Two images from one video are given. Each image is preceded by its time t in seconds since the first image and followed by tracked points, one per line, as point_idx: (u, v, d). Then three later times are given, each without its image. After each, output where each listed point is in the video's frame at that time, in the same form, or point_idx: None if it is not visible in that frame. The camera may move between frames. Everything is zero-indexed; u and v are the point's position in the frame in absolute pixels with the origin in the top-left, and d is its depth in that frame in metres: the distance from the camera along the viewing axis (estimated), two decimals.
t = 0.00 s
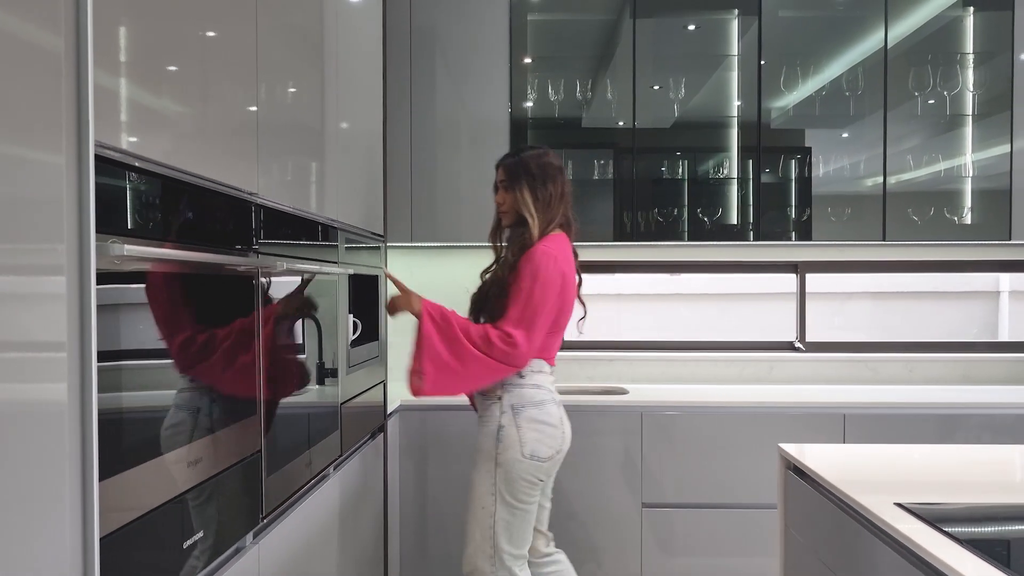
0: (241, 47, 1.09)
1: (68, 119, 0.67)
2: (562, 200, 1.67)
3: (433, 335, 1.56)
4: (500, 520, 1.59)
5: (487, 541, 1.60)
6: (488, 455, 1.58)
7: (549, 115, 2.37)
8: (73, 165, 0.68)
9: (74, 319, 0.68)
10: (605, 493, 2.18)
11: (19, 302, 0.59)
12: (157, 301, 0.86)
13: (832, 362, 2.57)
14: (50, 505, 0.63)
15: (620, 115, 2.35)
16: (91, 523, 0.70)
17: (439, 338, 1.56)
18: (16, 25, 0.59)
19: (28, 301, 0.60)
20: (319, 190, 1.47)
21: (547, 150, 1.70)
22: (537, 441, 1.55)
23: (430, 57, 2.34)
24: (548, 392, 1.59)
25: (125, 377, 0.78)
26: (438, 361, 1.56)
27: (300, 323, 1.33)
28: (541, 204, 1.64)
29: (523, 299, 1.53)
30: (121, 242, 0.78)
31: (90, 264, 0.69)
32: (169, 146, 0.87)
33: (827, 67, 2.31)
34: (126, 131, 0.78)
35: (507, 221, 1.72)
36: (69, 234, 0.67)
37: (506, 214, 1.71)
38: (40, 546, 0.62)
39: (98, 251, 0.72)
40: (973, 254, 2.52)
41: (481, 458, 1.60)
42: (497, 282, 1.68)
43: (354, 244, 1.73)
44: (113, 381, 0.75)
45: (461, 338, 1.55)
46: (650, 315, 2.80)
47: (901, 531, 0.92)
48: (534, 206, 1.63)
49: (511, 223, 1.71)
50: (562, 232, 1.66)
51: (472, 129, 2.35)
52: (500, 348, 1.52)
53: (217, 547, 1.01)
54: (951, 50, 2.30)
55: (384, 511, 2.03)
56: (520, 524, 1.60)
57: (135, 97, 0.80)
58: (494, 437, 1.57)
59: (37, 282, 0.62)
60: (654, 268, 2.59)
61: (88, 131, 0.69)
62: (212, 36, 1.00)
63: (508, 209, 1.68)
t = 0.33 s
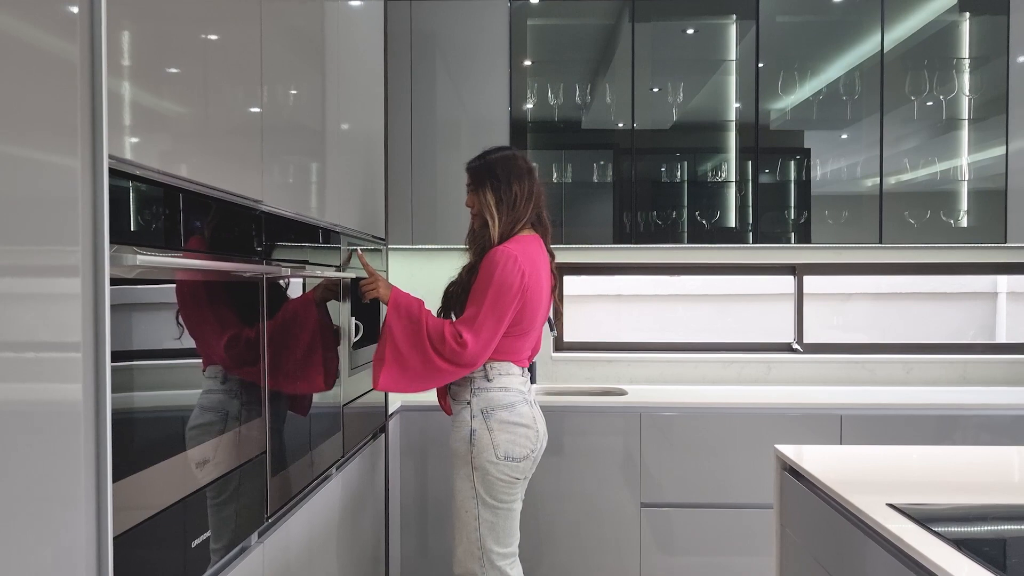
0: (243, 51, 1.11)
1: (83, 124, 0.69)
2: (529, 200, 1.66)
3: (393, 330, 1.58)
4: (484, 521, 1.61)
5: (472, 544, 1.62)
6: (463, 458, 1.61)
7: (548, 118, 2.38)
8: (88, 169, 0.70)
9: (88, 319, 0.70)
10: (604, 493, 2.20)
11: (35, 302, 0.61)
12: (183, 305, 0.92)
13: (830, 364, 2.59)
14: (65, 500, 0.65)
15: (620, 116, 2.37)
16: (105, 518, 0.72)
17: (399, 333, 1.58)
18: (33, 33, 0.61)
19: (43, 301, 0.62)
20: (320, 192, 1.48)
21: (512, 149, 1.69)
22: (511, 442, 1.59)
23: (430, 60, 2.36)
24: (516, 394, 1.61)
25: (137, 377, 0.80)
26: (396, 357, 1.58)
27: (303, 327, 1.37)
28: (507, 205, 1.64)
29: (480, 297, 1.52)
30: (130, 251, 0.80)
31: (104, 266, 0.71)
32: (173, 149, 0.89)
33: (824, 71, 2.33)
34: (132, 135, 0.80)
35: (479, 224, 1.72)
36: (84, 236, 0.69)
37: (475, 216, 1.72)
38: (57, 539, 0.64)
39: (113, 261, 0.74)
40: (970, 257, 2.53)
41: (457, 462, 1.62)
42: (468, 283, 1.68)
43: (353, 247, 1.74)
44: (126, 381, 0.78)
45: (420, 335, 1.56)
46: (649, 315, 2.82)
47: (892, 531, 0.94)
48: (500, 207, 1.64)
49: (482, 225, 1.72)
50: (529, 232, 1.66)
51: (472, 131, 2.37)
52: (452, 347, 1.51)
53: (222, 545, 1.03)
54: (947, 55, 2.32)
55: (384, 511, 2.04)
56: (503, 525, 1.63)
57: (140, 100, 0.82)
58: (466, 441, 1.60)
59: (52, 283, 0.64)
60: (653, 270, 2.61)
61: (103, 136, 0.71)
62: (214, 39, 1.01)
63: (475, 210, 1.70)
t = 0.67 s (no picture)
0: (245, 54, 1.12)
1: (98, 131, 0.71)
2: (515, 204, 1.67)
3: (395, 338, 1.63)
4: (485, 520, 1.63)
5: (474, 544, 1.64)
6: (461, 459, 1.62)
7: (547, 120, 2.40)
8: (103, 173, 0.72)
9: (102, 322, 0.72)
10: (603, 493, 2.21)
11: (47, 301, 0.63)
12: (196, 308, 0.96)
13: (827, 364, 2.61)
14: (74, 497, 0.67)
15: (619, 118, 2.39)
16: (119, 510, 0.74)
17: (402, 340, 1.62)
18: (49, 42, 0.64)
19: (55, 301, 0.64)
20: (321, 194, 1.49)
21: (495, 153, 1.69)
22: (510, 441, 1.61)
23: (430, 63, 2.37)
24: (512, 394, 1.64)
25: (147, 377, 0.82)
26: (400, 363, 1.62)
27: (306, 331, 1.39)
28: (492, 212, 1.65)
29: (479, 298, 1.54)
30: (143, 259, 0.83)
31: (118, 277, 0.74)
32: (177, 151, 0.90)
33: (821, 75, 2.34)
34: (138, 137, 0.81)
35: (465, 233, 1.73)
36: (99, 240, 0.71)
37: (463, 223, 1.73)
38: (68, 536, 0.66)
39: (127, 268, 0.77)
40: (967, 258, 2.54)
41: (455, 463, 1.63)
42: (464, 289, 1.70)
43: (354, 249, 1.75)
44: (138, 382, 0.80)
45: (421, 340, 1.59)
46: (648, 316, 2.84)
47: (885, 531, 0.96)
48: (485, 215, 1.65)
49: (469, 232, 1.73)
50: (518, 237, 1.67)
51: (471, 132, 2.38)
52: (451, 348, 1.53)
53: (228, 545, 1.05)
54: (942, 58, 2.33)
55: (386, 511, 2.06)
56: (503, 523, 1.65)
57: (145, 104, 0.83)
58: (465, 441, 1.61)
59: (65, 284, 0.66)
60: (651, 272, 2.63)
61: (116, 143, 0.73)
62: (217, 42, 1.02)
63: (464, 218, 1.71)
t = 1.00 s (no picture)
0: (246, 57, 1.13)
1: (113, 136, 0.74)
2: (505, 208, 1.68)
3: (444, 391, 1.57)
4: (490, 518, 1.65)
5: (479, 542, 1.65)
6: (465, 459, 1.63)
7: (547, 123, 2.42)
8: (115, 176, 0.75)
9: (115, 324, 0.75)
10: (601, 492, 2.23)
11: (48, 303, 0.64)
12: (192, 317, 0.96)
13: (824, 364, 2.62)
14: (82, 494, 0.69)
15: (618, 120, 2.40)
16: (130, 503, 0.77)
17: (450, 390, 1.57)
18: (62, 50, 0.66)
19: (63, 301, 0.66)
20: (322, 196, 1.51)
21: (486, 157, 1.71)
22: (513, 438, 1.64)
23: (431, 65, 2.39)
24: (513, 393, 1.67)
25: (157, 375, 0.86)
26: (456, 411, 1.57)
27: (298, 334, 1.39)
28: (483, 216, 1.66)
29: (508, 315, 1.56)
30: (150, 262, 0.85)
31: (129, 280, 0.76)
32: (178, 153, 0.90)
33: (818, 78, 2.36)
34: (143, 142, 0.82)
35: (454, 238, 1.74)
36: (111, 241, 0.74)
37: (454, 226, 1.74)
38: (76, 532, 0.68)
39: (139, 273, 0.81)
40: (963, 259, 2.56)
41: (458, 463, 1.64)
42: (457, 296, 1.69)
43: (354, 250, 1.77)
44: (147, 380, 0.83)
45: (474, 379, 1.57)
46: (647, 317, 2.85)
47: (878, 530, 0.97)
48: (475, 219, 1.66)
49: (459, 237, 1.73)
50: (510, 238, 1.68)
51: (472, 134, 2.40)
52: (509, 372, 1.56)
53: (232, 543, 1.08)
54: (937, 62, 2.35)
55: (386, 511, 2.08)
56: (506, 520, 1.67)
57: (145, 105, 0.83)
58: (468, 441, 1.62)
59: (73, 285, 0.68)
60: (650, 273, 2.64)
61: (129, 147, 0.76)
62: (219, 45, 1.03)
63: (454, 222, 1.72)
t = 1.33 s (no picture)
0: (247, 59, 1.14)
1: (123, 142, 0.78)
2: (501, 211, 1.71)
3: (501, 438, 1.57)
4: (492, 515, 1.66)
5: (481, 540, 1.66)
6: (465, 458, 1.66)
7: (546, 124, 2.43)
8: (127, 181, 0.78)
9: (124, 328, 0.78)
10: (601, 492, 2.24)
11: (51, 304, 0.65)
12: (195, 319, 0.97)
13: (822, 365, 2.63)
14: (88, 494, 0.71)
15: (618, 122, 2.42)
16: (137, 499, 0.79)
17: (506, 432, 1.58)
18: (70, 54, 0.68)
19: (65, 302, 0.67)
20: (323, 197, 1.52)
21: (481, 162, 1.74)
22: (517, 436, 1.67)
23: (431, 68, 2.41)
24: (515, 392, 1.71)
25: (163, 377, 0.87)
26: (519, 444, 1.58)
27: (299, 336, 1.40)
28: (480, 218, 1.68)
29: (506, 320, 1.57)
30: (156, 264, 0.86)
31: (138, 281, 0.79)
32: (179, 154, 0.92)
33: (816, 81, 2.37)
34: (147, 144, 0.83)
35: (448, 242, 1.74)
36: (122, 243, 0.77)
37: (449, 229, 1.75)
38: (82, 531, 0.70)
39: (146, 276, 0.82)
40: (960, 261, 2.57)
41: (457, 464, 1.67)
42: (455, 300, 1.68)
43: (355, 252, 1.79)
44: (155, 382, 0.84)
45: (508, 403, 1.58)
46: (647, 318, 2.87)
47: (872, 529, 0.98)
48: (472, 221, 1.68)
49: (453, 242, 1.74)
50: (507, 241, 1.71)
51: (472, 136, 2.41)
52: (529, 371, 1.58)
53: (236, 539, 1.09)
54: (934, 65, 2.37)
55: (387, 511, 2.09)
56: (508, 518, 1.69)
57: (150, 108, 0.84)
58: (472, 440, 1.65)
59: (78, 287, 0.69)
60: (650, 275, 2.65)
61: (139, 151, 0.79)
62: (220, 47, 1.04)
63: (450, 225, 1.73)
